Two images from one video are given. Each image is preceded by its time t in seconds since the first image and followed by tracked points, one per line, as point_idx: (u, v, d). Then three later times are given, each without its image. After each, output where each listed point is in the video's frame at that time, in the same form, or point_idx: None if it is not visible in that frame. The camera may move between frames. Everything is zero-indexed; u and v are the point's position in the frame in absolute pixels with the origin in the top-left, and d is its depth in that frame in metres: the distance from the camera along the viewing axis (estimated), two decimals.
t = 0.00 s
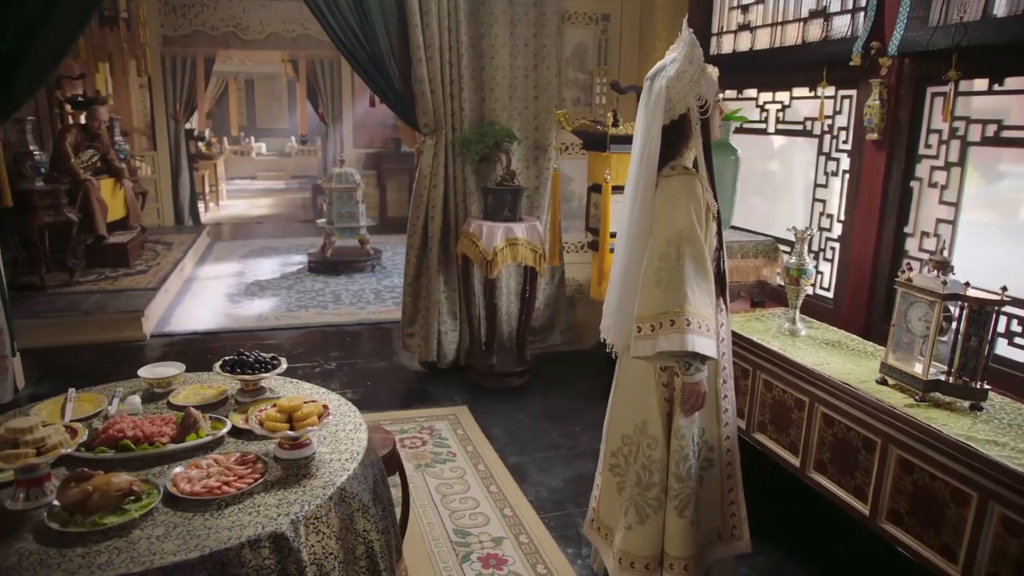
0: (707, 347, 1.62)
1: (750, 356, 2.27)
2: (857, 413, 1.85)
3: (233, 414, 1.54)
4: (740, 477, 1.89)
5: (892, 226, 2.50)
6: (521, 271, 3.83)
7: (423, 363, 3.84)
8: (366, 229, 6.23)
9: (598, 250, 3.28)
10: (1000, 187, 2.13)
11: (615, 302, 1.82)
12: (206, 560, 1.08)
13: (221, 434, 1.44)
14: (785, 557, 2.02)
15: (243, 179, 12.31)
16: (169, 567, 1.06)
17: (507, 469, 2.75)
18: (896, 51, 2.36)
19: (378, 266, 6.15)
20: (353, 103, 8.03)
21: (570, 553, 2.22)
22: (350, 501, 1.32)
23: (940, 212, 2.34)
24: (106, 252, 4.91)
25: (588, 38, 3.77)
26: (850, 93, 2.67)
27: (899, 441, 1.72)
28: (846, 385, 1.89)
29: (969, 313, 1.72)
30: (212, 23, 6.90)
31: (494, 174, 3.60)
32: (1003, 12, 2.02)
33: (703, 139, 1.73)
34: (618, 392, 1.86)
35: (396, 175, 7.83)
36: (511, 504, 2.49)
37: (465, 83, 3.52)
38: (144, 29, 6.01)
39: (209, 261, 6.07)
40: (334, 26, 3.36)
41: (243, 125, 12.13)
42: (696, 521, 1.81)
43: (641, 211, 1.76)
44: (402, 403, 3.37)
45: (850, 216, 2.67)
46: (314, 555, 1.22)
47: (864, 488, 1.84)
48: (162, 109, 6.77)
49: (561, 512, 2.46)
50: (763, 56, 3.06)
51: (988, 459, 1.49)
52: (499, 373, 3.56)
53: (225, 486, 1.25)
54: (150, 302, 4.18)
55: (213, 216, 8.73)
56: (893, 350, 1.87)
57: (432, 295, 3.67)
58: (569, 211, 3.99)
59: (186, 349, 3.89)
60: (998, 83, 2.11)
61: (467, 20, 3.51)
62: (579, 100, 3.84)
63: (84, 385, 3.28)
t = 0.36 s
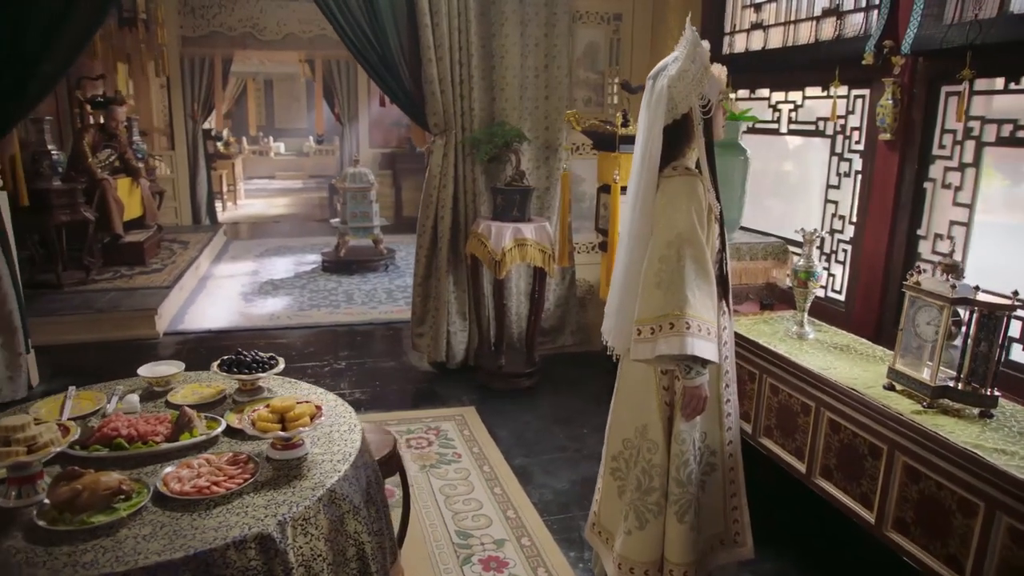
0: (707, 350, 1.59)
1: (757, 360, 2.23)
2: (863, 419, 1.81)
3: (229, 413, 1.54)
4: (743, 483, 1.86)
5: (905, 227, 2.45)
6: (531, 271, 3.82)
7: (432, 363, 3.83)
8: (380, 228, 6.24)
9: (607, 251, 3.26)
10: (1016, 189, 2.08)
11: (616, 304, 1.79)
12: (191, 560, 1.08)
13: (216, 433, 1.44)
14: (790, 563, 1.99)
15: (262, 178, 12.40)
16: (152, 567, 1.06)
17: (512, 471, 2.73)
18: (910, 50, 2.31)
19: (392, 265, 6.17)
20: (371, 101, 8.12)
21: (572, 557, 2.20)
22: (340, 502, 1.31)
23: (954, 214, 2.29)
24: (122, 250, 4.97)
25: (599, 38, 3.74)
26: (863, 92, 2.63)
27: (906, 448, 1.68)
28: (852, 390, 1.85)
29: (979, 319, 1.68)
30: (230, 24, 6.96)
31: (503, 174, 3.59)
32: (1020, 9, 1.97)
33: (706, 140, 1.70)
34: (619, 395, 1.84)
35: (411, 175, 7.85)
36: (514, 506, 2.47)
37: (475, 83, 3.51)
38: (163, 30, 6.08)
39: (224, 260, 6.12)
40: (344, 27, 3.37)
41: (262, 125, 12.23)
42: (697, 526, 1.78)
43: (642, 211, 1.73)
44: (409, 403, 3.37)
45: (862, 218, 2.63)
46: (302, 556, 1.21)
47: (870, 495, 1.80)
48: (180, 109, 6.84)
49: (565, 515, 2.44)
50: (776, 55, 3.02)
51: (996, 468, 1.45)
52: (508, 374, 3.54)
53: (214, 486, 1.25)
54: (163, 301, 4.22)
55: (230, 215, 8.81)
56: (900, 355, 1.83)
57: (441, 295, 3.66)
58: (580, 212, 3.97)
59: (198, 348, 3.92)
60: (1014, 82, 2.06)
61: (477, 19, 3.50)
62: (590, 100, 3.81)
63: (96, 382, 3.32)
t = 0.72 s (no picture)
0: (705, 353, 1.57)
1: (760, 363, 2.20)
2: (866, 425, 1.78)
3: (223, 413, 1.54)
4: (743, 487, 1.83)
5: (915, 229, 2.40)
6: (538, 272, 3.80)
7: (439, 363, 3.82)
8: (391, 228, 6.26)
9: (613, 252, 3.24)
10: None
11: (615, 305, 1.77)
12: (173, 560, 1.08)
13: (207, 433, 1.44)
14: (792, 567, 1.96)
15: (277, 177, 12.47)
16: (134, 566, 1.06)
17: (514, 473, 2.72)
18: (920, 48, 2.27)
19: (403, 265, 6.18)
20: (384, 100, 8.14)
21: (572, 560, 2.19)
22: (328, 503, 1.30)
23: (964, 216, 2.25)
24: (135, 249, 5.02)
25: (608, 37, 3.71)
26: (873, 92, 2.58)
27: (909, 455, 1.65)
28: (855, 395, 1.82)
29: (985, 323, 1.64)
30: (245, 24, 7.01)
31: (510, 174, 3.58)
32: None
33: (706, 139, 1.67)
34: (617, 398, 1.82)
35: (423, 174, 7.86)
36: (515, 508, 2.45)
37: (483, 82, 3.49)
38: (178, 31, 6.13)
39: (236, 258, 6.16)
40: (352, 27, 3.37)
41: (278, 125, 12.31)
42: (695, 532, 1.75)
43: (641, 212, 1.71)
44: (414, 403, 3.36)
45: (872, 219, 2.58)
46: (287, 558, 1.21)
47: (873, 502, 1.77)
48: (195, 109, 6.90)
49: (566, 518, 2.42)
50: (786, 54, 2.98)
51: (999, 477, 1.42)
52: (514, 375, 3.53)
53: (201, 486, 1.25)
54: (174, 299, 4.24)
55: (245, 214, 8.87)
56: (905, 360, 1.80)
57: (448, 295, 3.65)
58: (588, 212, 3.94)
59: (207, 346, 3.94)
60: None
61: (485, 19, 3.49)
62: (599, 100, 3.79)
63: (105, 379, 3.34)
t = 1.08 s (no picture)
0: (699, 356, 1.55)
1: (762, 365, 2.17)
2: (867, 430, 1.75)
3: (215, 413, 1.54)
4: (741, 491, 1.81)
5: (922, 230, 2.36)
6: (543, 272, 3.79)
7: (444, 363, 3.82)
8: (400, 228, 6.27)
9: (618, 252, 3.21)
10: None
11: (610, 306, 1.75)
12: (155, 560, 1.08)
13: (197, 433, 1.44)
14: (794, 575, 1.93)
15: (291, 177, 12.54)
16: (114, 566, 1.06)
17: (515, 474, 2.70)
18: (928, 47, 2.23)
19: (412, 265, 6.19)
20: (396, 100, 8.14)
21: (569, 563, 2.17)
22: (314, 504, 1.30)
23: (972, 217, 2.20)
24: (146, 248, 5.06)
25: (615, 37, 3.69)
26: (881, 91, 2.54)
27: (909, 461, 1.62)
28: (856, 399, 1.79)
29: (989, 327, 1.61)
30: (257, 25, 7.04)
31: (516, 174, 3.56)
32: None
33: (703, 139, 1.65)
34: (614, 400, 1.80)
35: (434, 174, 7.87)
36: (514, 510, 2.44)
37: (489, 82, 3.48)
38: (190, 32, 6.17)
39: (247, 258, 6.20)
40: (358, 27, 3.37)
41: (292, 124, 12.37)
42: (691, 536, 1.73)
43: (637, 212, 1.69)
44: (418, 404, 3.36)
45: (879, 221, 2.55)
46: (271, 559, 1.20)
47: (873, 509, 1.74)
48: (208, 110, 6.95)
49: (565, 520, 2.41)
50: (793, 53, 2.94)
51: (998, 484, 1.39)
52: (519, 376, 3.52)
53: (187, 486, 1.25)
54: (183, 298, 4.27)
55: (257, 214, 8.92)
56: (907, 364, 1.76)
57: (453, 295, 3.65)
58: (594, 212, 3.92)
59: (214, 345, 3.96)
60: None
61: (491, 19, 3.47)
62: (606, 100, 3.77)
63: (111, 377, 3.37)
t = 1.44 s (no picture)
0: (693, 359, 1.53)
1: (763, 369, 2.15)
2: (866, 436, 1.72)
3: (206, 412, 1.54)
4: (738, 496, 1.79)
5: (928, 232, 2.32)
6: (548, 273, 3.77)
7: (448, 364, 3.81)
8: (409, 228, 6.27)
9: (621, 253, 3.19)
10: None
11: (605, 307, 1.73)
12: (134, 560, 1.08)
13: (187, 432, 1.44)
14: None
15: (304, 176, 12.60)
16: (94, 565, 1.06)
17: (515, 476, 2.69)
18: (934, 45, 2.19)
19: (420, 265, 6.19)
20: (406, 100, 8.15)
21: (566, 566, 2.15)
22: (299, 505, 1.29)
23: (979, 219, 2.16)
24: (156, 247, 5.10)
25: (621, 36, 3.66)
26: (887, 91, 2.51)
27: (908, 467, 1.59)
28: (855, 404, 1.76)
29: (991, 331, 1.57)
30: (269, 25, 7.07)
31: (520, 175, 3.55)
32: None
33: (698, 139, 1.63)
34: (609, 403, 1.79)
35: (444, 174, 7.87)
36: (513, 512, 2.43)
37: (493, 82, 3.47)
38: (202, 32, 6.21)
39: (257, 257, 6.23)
40: (363, 27, 3.37)
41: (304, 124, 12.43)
42: (685, 541, 1.71)
43: (631, 213, 1.67)
44: (421, 404, 3.36)
45: (885, 222, 2.51)
46: (254, 559, 1.20)
47: (872, 515, 1.71)
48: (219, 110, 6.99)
49: (564, 523, 2.39)
50: (800, 53, 2.91)
51: (996, 492, 1.35)
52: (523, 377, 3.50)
53: (172, 486, 1.25)
54: (191, 297, 4.30)
55: (269, 213, 8.97)
56: (907, 368, 1.73)
57: (457, 295, 3.64)
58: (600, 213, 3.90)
59: (221, 344, 3.98)
60: None
61: (496, 18, 3.46)
62: (612, 99, 3.74)
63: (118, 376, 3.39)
